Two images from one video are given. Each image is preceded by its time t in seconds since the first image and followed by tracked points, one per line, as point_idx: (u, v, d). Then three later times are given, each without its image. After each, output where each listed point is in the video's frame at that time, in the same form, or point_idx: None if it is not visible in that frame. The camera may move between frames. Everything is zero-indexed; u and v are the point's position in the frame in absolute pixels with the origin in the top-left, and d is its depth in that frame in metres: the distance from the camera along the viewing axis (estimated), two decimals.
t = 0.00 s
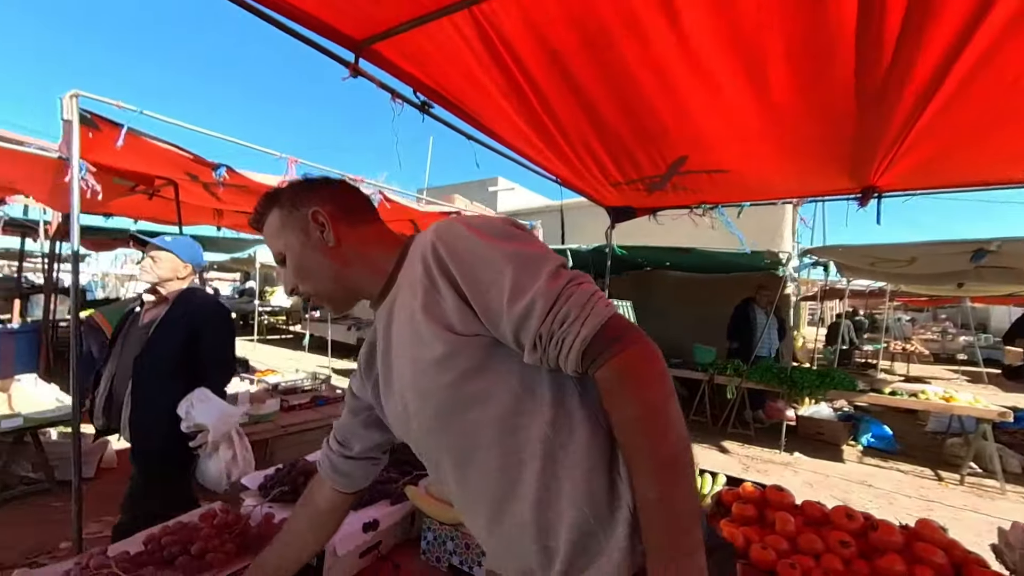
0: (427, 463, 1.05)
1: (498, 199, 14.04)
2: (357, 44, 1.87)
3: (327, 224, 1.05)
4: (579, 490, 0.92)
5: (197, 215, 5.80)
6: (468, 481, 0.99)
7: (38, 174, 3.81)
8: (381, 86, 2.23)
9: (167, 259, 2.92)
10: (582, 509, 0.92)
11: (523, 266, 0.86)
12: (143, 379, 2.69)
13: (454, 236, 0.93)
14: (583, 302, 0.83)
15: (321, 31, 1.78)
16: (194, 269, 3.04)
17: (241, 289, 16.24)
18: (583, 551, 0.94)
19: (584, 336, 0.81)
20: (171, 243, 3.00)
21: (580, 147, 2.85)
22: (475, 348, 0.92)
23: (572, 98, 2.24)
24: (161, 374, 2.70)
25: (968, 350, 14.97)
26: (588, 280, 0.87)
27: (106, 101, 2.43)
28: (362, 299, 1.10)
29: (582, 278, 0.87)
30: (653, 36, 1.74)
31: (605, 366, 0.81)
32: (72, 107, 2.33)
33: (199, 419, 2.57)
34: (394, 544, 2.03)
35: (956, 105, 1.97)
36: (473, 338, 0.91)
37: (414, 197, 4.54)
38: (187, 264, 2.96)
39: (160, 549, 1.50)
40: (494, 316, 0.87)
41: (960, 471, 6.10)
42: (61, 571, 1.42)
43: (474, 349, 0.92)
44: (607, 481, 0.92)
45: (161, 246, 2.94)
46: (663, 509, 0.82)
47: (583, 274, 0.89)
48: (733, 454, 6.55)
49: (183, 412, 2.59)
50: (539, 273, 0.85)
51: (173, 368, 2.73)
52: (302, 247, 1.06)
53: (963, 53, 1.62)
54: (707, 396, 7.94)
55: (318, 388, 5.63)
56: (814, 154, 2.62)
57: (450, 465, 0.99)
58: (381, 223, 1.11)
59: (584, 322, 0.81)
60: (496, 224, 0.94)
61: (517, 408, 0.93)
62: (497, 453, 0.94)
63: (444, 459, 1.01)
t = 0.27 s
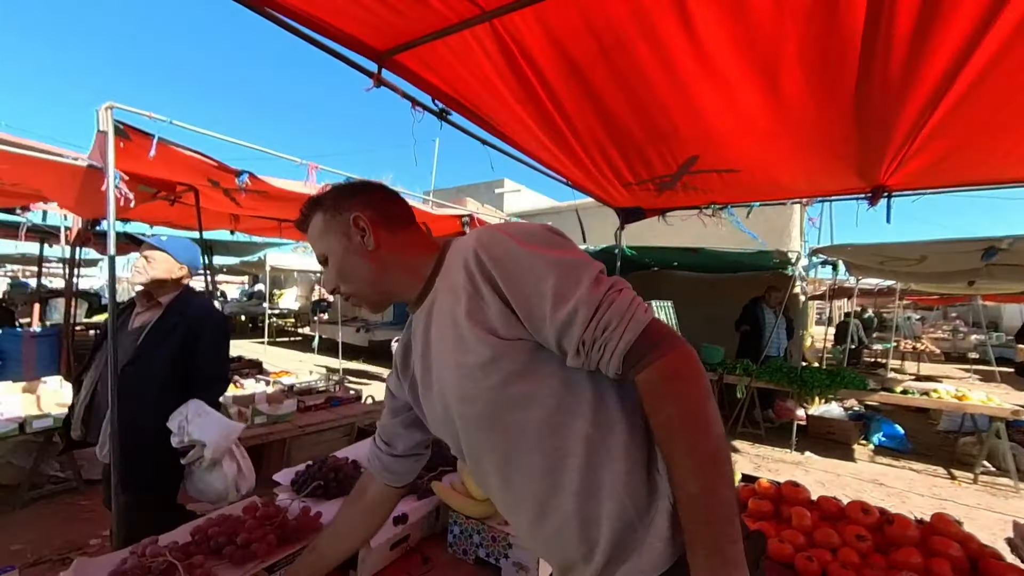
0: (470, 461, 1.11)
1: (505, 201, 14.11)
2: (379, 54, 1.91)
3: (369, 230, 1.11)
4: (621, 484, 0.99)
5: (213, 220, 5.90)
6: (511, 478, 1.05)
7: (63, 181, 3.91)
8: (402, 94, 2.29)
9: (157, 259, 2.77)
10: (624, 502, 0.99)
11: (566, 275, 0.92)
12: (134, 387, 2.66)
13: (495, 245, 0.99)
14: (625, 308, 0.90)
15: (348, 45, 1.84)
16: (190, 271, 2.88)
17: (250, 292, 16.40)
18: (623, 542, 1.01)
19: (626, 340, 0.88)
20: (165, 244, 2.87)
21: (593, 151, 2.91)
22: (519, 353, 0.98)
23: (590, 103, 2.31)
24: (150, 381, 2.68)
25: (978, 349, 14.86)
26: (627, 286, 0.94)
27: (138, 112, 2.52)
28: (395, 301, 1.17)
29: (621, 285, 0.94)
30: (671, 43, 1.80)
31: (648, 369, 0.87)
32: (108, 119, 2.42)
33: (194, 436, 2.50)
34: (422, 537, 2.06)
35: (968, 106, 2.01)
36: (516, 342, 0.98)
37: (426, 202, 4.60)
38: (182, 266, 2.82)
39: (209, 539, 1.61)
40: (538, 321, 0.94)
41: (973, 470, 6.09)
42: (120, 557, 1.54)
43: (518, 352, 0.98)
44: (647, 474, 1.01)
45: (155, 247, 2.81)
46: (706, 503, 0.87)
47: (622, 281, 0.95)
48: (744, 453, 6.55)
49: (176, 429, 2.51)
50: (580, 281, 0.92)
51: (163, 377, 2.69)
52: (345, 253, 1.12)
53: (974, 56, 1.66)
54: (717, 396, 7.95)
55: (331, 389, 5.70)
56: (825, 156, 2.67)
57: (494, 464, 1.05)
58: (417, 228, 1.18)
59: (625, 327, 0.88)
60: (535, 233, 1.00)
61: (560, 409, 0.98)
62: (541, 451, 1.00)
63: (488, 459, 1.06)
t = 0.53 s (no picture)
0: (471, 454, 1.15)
1: (506, 201, 14.14)
2: (382, 60, 1.95)
3: (388, 218, 1.15)
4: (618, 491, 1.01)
5: (217, 222, 5.94)
6: (509, 474, 1.08)
7: (70, 186, 3.96)
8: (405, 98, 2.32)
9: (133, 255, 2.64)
10: (617, 507, 1.01)
11: (576, 279, 0.95)
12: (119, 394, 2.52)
13: (505, 247, 1.01)
14: (632, 317, 0.92)
15: (352, 51, 1.87)
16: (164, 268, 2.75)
17: (253, 294, 16.47)
18: (614, 546, 1.03)
19: (631, 348, 0.91)
20: (135, 239, 2.71)
21: (594, 152, 2.94)
22: (523, 355, 1.00)
23: (590, 107, 2.34)
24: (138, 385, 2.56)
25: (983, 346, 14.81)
26: (636, 295, 0.97)
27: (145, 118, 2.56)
28: (413, 287, 1.22)
29: (630, 293, 0.97)
30: (669, 47, 1.82)
31: (652, 379, 0.90)
32: (116, 125, 2.45)
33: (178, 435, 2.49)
34: (428, 534, 2.09)
35: (965, 106, 2.03)
36: (520, 345, 1.00)
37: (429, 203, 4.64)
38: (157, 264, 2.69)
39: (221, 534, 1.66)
40: (544, 324, 0.96)
41: (977, 467, 6.08)
42: (135, 555, 1.59)
43: (523, 352, 1.01)
44: (642, 483, 1.02)
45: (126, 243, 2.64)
46: (701, 516, 0.89)
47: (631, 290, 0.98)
48: (747, 452, 6.56)
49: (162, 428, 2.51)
50: (588, 287, 0.94)
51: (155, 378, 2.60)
52: (364, 240, 1.17)
53: (969, 57, 1.68)
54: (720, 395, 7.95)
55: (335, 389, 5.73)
56: (824, 157, 2.69)
57: (494, 460, 1.09)
58: (438, 219, 1.21)
59: (631, 335, 0.91)
60: (547, 236, 1.03)
61: (561, 412, 1.01)
62: (541, 451, 1.04)
63: (488, 454, 1.10)
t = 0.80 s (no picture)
0: (472, 441, 1.17)
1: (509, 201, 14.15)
2: (386, 61, 1.97)
3: (403, 201, 1.17)
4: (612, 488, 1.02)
5: (221, 223, 5.97)
6: (508, 463, 1.10)
7: (75, 188, 3.99)
8: (408, 98, 2.33)
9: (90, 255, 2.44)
10: (610, 505, 1.02)
11: (586, 275, 0.96)
12: (102, 397, 2.34)
13: (516, 239, 1.02)
14: (639, 317, 0.93)
15: (354, 51, 1.89)
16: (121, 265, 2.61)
17: (257, 295, 16.53)
18: (604, 542, 1.05)
19: (636, 349, 0.91)
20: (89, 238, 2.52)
21: (596, 151, 2.94)
22: (526, 348, 1.02)
23: (592, 106, 2.36)
24: (120, 389, 2.39)
25: (988, 343, 14.71)
26: (646, 296, 0.97)
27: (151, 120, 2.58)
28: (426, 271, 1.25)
29: (639, 293, 0.97)
30: (669, 46, 1.83)
31: (655, 379, 0.91)
32: (122, 127, 2.48)
33: (184, 431, 2.31)
34: (431, 530, 2.10)
35: (966, 102, 2.02)
36: (524, 338, 1.02)
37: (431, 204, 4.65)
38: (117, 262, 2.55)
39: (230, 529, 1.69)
40: (549, 318, 0.98)
41: (982, 465, 6.06)
42: (143, 549, 1.62)
43: (528, 345, 1.02)
44: (637, 483, 1.03)
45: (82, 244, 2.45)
46: (694, 519, 0.90)
47: (641, 290, 0.98)
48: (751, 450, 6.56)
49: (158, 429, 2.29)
50: (596, 283, 0.95)
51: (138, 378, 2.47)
52: (379, 224, 1.20)
53: (969, 54, 1.68)
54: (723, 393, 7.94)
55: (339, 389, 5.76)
56: (826, 155, 2.69)
57: (492, 447, 1.12)
58: (452, 204, 1.22)
59: (637, 335, 0.91)
60: (560, 231, 1.04)
61: (561, 406, 1.03)
62: (540, 445, 1.06)
63: (487, 440, 1.13)
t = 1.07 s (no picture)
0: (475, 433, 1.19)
1: (512, 200, 14.12)
2: (390, 60, 1.98)
3: (409, 194, 1.18)
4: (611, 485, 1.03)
5: (227, 224, 6.01)
6: (509, 457, 1.12)
7: (84, 189, 4.03)
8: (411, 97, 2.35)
9: (48, 246, 2.37)
10: (608, 501, 1.03)
11: (590, 272, 0.97)
12: (71, 393, 2.31)
13: (520, 235, 1.03)
14: (641, 315, 0.93)
15: (358, 51, 1.90)
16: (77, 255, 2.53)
17: (263, 295, 16.63)
18: (602, 537, 1.06)
19: (637, 346, 0.92)
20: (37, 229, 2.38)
21: (598, 149, 2.95)
22: (527, 343, 1.03)
23: (594, 105, 2.37)
24: (95, 386, 2.39)
25: (997, 342, 14.59)
26: (649, 294, 0.97)
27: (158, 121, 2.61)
28: (432, 264, 1.26)
29: (643, 291, 0.97)
30: (671, 43, 1.83)
31: (656, 377, 0.92)
32: (129, 128, 2.51)
33: (166, 426, 2.43)
34: (435, 526, 2.11)
35: (969, 98, 2.02)
36: (525, 333, 1.03)
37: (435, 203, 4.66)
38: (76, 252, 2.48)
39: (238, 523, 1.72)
40: (552, 314, 0.98)
41: (991, 464, 6.01)
42: (153, 542, 1.64)
43: (530, 340, 1.03)
44: (636, 479, 1.03)
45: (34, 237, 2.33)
46: (691, 518, 0.91)
47: (645, 288, 0.98)
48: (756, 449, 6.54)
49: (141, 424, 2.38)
50: (599, 280, 0.96)
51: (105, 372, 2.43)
52: (386, 216, 1.21)
53: (972, 50, 1.68)
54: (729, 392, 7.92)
55: (344, 388, 5.78)
56: (829, 152, 2.69)
57: (494, 440, 1.13)
58: (458, 198, 1.23)
59: (638, 332, 0.92)
60: (566, 227, 1.04)
61: (561, 402, 1.04)
62: (541, 440, 1.07)
63: (489, 433, 1.15)
